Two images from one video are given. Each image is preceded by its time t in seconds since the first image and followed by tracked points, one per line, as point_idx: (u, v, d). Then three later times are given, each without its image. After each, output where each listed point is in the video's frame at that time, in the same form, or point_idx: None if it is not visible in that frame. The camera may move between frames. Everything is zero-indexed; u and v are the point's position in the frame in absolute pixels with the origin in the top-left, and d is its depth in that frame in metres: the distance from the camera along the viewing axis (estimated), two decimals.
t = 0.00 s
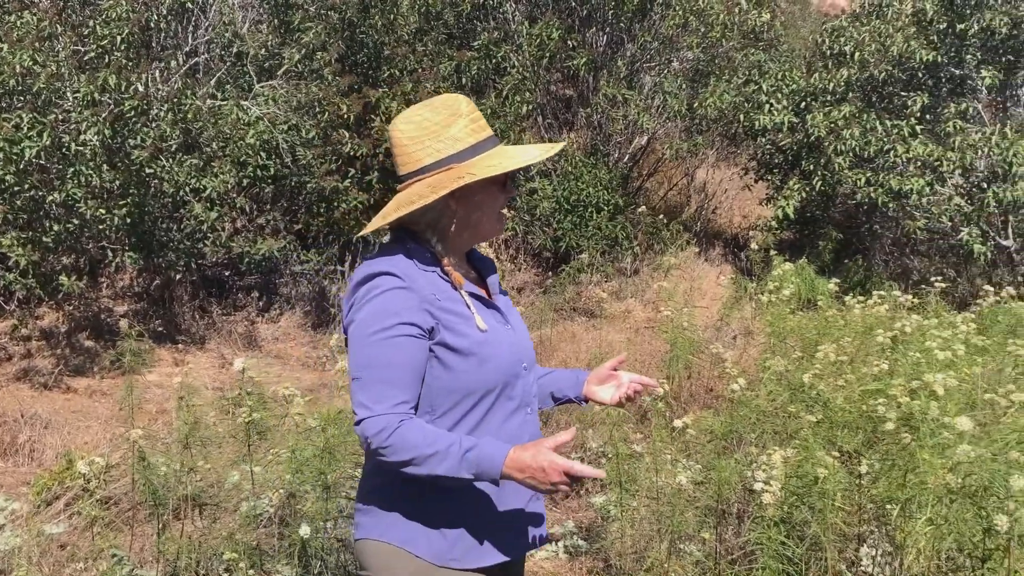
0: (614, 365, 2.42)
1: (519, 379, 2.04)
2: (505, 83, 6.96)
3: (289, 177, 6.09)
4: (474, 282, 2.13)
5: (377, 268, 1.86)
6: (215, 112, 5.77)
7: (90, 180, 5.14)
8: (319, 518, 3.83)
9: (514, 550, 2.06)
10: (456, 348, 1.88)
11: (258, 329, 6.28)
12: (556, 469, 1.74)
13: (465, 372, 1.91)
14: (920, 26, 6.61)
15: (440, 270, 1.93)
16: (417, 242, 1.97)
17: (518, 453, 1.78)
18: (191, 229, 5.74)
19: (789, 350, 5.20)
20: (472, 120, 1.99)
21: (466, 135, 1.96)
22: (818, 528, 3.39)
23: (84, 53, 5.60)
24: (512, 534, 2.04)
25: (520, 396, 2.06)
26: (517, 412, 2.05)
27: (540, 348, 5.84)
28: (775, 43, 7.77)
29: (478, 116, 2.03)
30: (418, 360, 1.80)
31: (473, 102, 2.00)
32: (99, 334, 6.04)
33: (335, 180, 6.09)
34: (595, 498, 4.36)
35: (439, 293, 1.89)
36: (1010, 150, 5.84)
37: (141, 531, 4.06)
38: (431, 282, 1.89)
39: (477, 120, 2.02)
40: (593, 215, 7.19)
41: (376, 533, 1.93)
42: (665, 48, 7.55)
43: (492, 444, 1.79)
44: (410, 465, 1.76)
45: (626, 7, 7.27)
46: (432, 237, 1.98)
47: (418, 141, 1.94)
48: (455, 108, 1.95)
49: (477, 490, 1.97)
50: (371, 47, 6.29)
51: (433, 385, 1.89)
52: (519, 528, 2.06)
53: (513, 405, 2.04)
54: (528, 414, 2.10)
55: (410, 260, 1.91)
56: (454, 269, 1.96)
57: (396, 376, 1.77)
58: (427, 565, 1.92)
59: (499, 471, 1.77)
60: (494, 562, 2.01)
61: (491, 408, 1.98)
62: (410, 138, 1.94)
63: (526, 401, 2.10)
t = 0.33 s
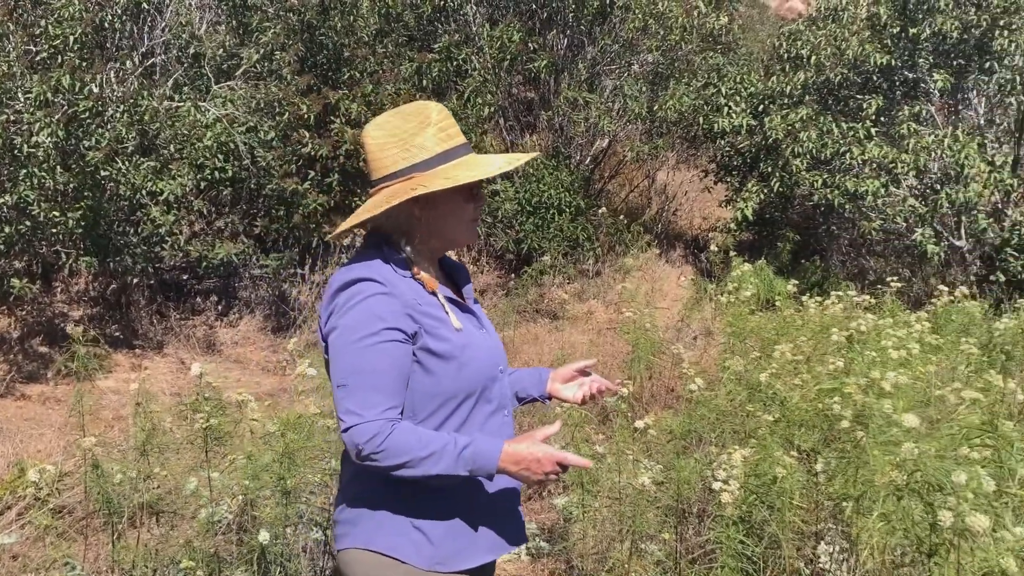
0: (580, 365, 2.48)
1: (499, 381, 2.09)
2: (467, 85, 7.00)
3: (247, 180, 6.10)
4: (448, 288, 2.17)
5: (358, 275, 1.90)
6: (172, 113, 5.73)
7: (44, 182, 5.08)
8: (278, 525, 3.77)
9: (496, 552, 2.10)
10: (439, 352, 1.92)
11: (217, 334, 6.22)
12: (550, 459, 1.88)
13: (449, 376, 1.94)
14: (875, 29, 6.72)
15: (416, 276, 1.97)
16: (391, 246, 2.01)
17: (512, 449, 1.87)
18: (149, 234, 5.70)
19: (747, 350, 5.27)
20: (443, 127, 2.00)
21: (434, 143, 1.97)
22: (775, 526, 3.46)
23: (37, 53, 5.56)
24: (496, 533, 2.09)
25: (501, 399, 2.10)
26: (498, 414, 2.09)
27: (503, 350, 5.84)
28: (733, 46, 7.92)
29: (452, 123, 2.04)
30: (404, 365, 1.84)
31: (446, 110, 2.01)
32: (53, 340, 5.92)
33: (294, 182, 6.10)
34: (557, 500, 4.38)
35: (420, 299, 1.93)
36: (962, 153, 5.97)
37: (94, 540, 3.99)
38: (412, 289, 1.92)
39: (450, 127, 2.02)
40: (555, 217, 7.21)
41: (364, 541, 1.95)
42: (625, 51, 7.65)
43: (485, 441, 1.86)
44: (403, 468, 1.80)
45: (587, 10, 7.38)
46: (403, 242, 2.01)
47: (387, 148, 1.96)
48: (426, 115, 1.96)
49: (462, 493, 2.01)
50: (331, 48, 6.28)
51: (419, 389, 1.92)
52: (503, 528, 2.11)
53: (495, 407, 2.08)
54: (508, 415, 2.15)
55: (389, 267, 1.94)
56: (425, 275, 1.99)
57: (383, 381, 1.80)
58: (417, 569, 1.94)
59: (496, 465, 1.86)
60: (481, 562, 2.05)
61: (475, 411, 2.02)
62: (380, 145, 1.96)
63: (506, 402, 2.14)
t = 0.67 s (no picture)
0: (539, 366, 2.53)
1: (461, 384, 2.11)
2: (424, 87, 7.01)
3: (203, 183, 6.01)
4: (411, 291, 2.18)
5: (322, 279, 1.88)
6: (125, 115, 5.74)
7: None
8: (233, 532, 3.72)
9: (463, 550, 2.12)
10: (404, 356, 1.92)
11: (172, 339, 6.15)
12: (513, 462, 1.90)
13: (413, 380, 1.95)
14: (827, 33, 6.89)
15: (379, 279, 1.97)
16: (352, 247, 2.01)
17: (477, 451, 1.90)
18: (102, 238, 5.62)
19: (703, 350, 5.36)
20: (408, 131, 2.00)
21: (397, 147, 1.97)
22: (729, 523, 3.44)
23: None
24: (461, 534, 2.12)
25: (463, 401, 2.13)
26: (460, 416, 2.12)
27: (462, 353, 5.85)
28: (688, 50, 8.11)
29: (417, 128, 2.05)
30: (368, 371, 1.83)
31: (410, 114, 2.03)
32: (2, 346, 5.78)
33: (251, 185, 6.06)
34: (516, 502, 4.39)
35: (385, 303, 1.92)
36: (912, 155, 6.10)
37: (46, 550, 3.89)
38: (376, 293, 1.92)
39: (414, 132, 2.04)
40: (514, 219, 7.23)
41: (331, 549, 1.95)
42: (582, 54, 7.69)
43: (449, 446, 1.89)
44: (367, 474, 1.80)
45: (544, 13, 7.39)
46: (364, 243, 2.01)
47: (348, 148, 1.96)
48: (389, 119, 1.97)
49: (426, 497, 2.02)
50: (288, 50, 6.26)
51: (383, 393, 1.92)
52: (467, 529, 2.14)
53: (458, 409, 2.11)
54: (470, 417, 2.17)
55: (353, 270, 1.93)
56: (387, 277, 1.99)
57: (348, 387, 1.79)
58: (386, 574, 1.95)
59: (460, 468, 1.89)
60: (448, 564, 2.07)
61: (438, 414, 2.04)
62: (341, 145, 1.97)
63: (469, 404, 2.17)
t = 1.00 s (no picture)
0: (499, 368, 2.54)
1: (422, 390, 2.11)
2: (379, 89, 7.03)
3: (154, 187, 6.04)
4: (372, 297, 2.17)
5: (280, 286, 1.87)
6: (72, 117, 5.87)
7: None
8: (184, 544, 3.63)
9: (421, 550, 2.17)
10: (364, 363, 1.92)
11: (123, 345, 6.12)
12: (472, 470, 1.88)
13: (373, 386, 1.95)
14: (779, 36, 7.02)
15: (343, 290, 1.96)
16: (316, 259, 1.99)
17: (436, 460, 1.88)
18: (50, 241, 5.67)
19: (658, 351, 5.44)
20: (374, 136, 2.01)
21: (370, 155, 1.99)
22: (681, 523, 3.43)
23: None
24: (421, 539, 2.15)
25: (424, 406, 2.13)
26: (421, 421, 2.12)
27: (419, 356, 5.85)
28: (644, 53, 8.18)
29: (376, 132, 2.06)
30: (327, 379, 1.81)
31: (372, 119, 2.03)
32: None
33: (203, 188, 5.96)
34: (473, 505, 4.39)
35: (344, 310, 1.91)
36: (863, 157, 6.20)
37: None
38: (334, 300, 1.91)
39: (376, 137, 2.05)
40: (471, 221, 7.22)
41: (292, 559, 1.98)
42: (538, 56, 7.69)
43: (408, 454, 1.87)
44: (326, 483, 1.79)
45: (499, 15, 7.36)
46: (332, 254, 1.99)
47: (320, 156, 1.94)
48: (358, 125, 1.97)
49: (384, 503, 2.04)
50: (240, 51, 6.18)
51: (342, 400, 1.91)
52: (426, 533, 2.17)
53: (419, 415, 2.11)
54: (431, 422, 2.18)
55: (313, 278, 1.92)
56: (354, 287, 1.99)
57: (307, 395, 1.78)
58: None
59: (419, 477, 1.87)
60: (407, 568, 2.11)
61: (399, 419, 2.04)
62: (311, 153, 1.94)
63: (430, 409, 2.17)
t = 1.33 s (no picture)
0: (458, 371, 2.55)
1: (384, 395, 2.10)
2: (340, 90, 6.99)
3: (111, 190, 5.96)
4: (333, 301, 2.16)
5: (244, 291, 1.84)
6: (27, 119, 5.88)
7: None
8: (144, 553, 3.59)
9: (382, 551, 2.18)
10: (330, 370, 1.90)
11: (79, 350, 6.09)
12: (438, 476, 1.91)
13: (338, 393, 1.93)
14: (739, 40, 7.13)
15: (308, 294, 1.95)
16: (280, 263, 1.96)
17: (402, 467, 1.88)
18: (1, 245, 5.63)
19: (619, 352, 5.49)
20: (334, 138, 2.01)
21: (332, 157, 1.98)
22: (644, 523, 3.44)
23: None
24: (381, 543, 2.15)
25: (386, 411, 2.13)
26: (383, 426, 2.12)
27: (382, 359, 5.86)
28: (605, 55, 8.19)
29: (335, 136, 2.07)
30: (293, 386, 1.79)
31: (330, 122, 2.03)
32: None
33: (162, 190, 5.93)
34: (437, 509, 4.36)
35: (309, 315, 1.89)
36: (821, 159, 6.23)
37: None
38: (299, 305, 1.89)
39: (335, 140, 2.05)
40: (434, 223, 7.22)
41: (253, 566, 1.96)
42: (500, 58, 7.71)
43: (374, 461, 1.88)
44: (291, 491, 1.77)
45: (461, 16, 7.36)
46: (296, 258, 1.97)
47: (280, 158, 1.92)
48: (319, 127, 1.97)
49: (346, 507, 2.03)
50: (197, 52, 6.10)
51: (307, 406, 1.89)
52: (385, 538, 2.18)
53: (381, 420, 2.11)
54: (392, 427, 2.18)
55: (277, 282, 1.90)
56: (319, 291, 1.98)
57: (273, 402, 1.75)
58: None
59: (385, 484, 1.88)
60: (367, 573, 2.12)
61: (362, 425, 2.03)
62: (271, 155, 1.91)
63: (392, 413, 2.17)
